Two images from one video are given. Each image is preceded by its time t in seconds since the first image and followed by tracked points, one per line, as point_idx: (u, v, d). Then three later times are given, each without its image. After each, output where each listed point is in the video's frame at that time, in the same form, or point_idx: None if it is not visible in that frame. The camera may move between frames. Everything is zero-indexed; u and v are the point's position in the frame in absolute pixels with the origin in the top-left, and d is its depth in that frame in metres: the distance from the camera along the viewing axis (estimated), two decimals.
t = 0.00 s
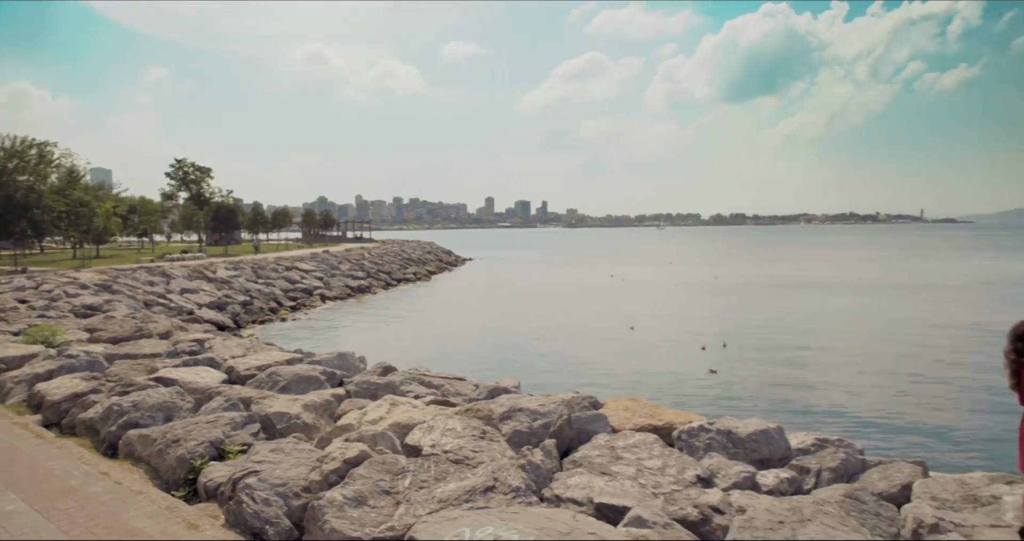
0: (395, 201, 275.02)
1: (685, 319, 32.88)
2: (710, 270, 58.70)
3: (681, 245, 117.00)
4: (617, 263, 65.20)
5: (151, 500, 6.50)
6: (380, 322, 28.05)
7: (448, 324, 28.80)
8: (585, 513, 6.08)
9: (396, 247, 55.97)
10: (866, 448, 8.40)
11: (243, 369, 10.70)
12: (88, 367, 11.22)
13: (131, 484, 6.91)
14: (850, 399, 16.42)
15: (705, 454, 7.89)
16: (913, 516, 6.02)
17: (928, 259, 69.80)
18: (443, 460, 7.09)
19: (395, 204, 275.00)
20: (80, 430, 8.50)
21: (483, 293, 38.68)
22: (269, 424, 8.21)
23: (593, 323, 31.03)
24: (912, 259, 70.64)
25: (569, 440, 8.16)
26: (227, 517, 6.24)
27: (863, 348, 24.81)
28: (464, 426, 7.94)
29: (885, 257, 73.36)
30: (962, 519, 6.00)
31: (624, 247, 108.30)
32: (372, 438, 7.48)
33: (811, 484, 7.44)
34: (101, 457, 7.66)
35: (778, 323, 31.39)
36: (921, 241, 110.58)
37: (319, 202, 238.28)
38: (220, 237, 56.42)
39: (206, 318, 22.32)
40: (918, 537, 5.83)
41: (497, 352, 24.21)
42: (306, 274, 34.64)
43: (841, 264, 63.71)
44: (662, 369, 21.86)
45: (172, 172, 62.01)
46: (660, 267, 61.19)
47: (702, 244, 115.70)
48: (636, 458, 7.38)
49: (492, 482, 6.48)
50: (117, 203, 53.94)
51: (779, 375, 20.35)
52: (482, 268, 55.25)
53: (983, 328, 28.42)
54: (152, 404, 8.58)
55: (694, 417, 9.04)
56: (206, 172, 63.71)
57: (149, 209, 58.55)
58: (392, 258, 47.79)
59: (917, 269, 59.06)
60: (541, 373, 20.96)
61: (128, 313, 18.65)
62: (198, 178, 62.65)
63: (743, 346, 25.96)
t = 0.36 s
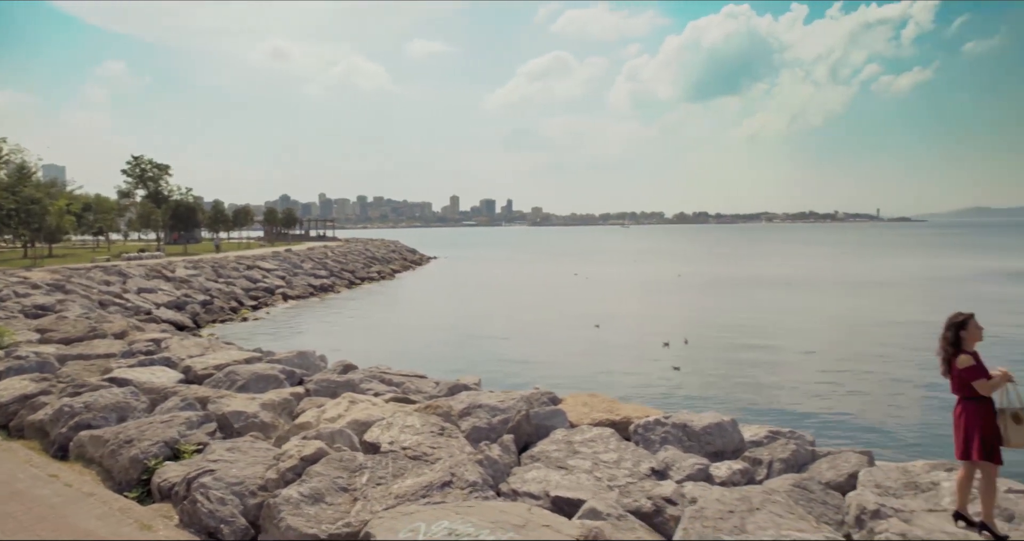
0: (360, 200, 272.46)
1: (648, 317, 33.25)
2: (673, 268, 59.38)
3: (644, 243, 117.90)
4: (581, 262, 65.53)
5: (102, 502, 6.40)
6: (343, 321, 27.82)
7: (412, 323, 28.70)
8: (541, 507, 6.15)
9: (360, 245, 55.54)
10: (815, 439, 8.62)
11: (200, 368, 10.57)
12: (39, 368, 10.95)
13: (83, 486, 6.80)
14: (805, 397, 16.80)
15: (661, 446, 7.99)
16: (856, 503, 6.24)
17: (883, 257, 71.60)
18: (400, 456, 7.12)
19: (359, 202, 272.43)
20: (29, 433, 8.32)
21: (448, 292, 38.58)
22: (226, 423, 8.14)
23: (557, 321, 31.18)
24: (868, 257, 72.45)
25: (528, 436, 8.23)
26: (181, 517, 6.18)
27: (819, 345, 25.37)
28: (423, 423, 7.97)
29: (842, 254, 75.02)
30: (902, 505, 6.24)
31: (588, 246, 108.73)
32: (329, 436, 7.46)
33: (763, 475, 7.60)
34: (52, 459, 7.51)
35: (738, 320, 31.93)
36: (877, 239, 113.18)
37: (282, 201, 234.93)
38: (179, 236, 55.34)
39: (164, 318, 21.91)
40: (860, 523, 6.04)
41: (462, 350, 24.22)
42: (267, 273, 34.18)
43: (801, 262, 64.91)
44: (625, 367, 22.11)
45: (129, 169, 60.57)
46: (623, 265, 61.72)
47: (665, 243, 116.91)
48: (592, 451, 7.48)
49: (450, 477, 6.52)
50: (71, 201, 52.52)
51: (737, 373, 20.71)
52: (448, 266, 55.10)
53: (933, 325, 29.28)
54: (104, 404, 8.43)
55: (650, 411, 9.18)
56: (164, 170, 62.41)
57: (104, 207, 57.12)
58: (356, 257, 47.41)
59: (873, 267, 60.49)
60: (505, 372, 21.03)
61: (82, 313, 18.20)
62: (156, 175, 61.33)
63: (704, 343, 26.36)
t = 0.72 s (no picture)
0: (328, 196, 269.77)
1: (617, 313, 33.53)
2: (642, 263, 59.95)
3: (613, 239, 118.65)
4: (551, 258, 65.78)
5: (58, 501, 6.32)
6: (310, 318, 27.60)
7: (381, 320, 28.60)
8: (502, 498, 6.21)
9: (329, 241, 55.12)
10: (773, 429, 8.81)
11: (162, 366, 10.44)
12: None
13: (39, 485, 6.70)
14: (767, 394, 17.10)
15: (622, 439, 8.05)
16: (809, 490, 6.41)
17: (846, 253, 73.10)
18: (363, 451, 7.13)
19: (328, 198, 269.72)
20: None
21: (417, 288, 38.46)
22: (187, 420, 8.07)
23: (526, 317, 31.28)
24: (831, 252, 73.89)
25: (491, 430, 8.28)
26: (140, 515, 6.13)
27: (782, 341, 25.84)
28: (387, 417, 7.99)
29: (807, 250, 76.49)
30: (852, 492, 6.42)
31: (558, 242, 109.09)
32: (292, 431, 7.45)
33: (722, 465, 7.72)
34: (6, 459, 7.38)
35: (704, 316, 32.37)
36: (840, 235, 115.28)
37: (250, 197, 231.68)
38: (143, 232, 54.34)
39: (127, 316, 21.54)
40: (812, 510, 6.21)
41: (431, 347, 24.19)
42: (233, 269, 33.76)
43: (767, 257, 65.99)
44: (592, 363, 22.30)
45: (90, 163, 59.30)
46: (592, 261, 62.14)
47: (634, 239, 117.72)
48: (555, 444, 7.55)
49: (412, 471, 6.55)
50: (29, 197, 51.25)
51: (702, 369, 21.02)
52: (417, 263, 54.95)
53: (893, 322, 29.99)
54: (61, 403, 8.29)
55: (613, 404, 9.29)
56: (127, 165, 61.25)
57: (64, 202, 55.84)
58: (324, 254, 47.06)
59: (836, 263, 61.67)
60: (473, 368, 21.07)
61: (40, 310, 17.81)
62: (119, 171, 60.18)
63: (671, 339, 26.68)
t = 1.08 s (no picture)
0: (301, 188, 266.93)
1: (590, 305, 33.75)
2: (615, 255, 60.31)
3: (587, 232, 118.89)
4: (526, 250, 65.84)
5: (19, 496, 6.26)
6: (282, 310, 27.39)
7: (354, 313, 28.49)
8: (469, 486, 6.27)
9: (301, 234, 54.64)
10: (737, 417, 8.96)
11: (129, 359, 10.34)
12: None
13: None
14: (736, 385, 17.38)
15: (589, 427, 8.11)
16: (768, 475, 6.56)
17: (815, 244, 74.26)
18: (331, 441, 7.16)
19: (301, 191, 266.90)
20: None
21: (391, 281, 38.33)
22: (153, 413, 8.02)
23: (501, 309, 31.34)
24: (801, 244, 74.96)
25: (460, 419, 8.33)
26: (103, 507, 6.10)
27: (752, 332, 26.23)
28: (355, 408, 8.01)
29: (777, 241, 77.56)
30: (810, 475, 6.59)
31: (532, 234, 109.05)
32: (259, 422, 7.45)
33: (686, 452, 7.82)
34: None
35: (676, 307, 32.69)
36: (811, 228, 116.62)
37: (221, 189, 228.47)
38: (110, 225, 53.42)
39: (94, 310, 21.22)
40: (771, 493, 6.36)
41: (405, 340, 24.15)
42: (204, 262, 33.35)
43: (738, 249, 66.73)
44: (565, 355, 22.44)
45: (54, 154, 58.10)
46: (567, 253, 62.32)
47: (608, 232, 118.08)
48: (522, 432, 7.62)
49: (378, 461, 6.57)
50: None
51: (674, 361, 21.27)
52: (391, 255, 54.71)
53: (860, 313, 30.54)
54: (23, 397, 8.20)
55: (581, 393, 9.38)
56: (92, 156, 60.12)
57: (29, 194, 54.66)
58: (297, 246, 46.67)
59: (805, 254, 62.54)
60: (446, 361, 21.10)
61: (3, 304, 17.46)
62: (84, 162, 59.08)
63: (644, 330, 26.91)
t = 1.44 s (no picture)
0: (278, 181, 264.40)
1: (567, 298, 33.91)
2: (593, 248, 60.59)
3: (565, 224, 118.97)
4: (504, 243, 65.85)
5: None
6: (258, 305, 27.19)
7: (330, 306, 28.39)
8: (439, 475, 6.33)
9: (277, 228, 54.21)
10: (706, 406, 9.10)
11: (98, 353, 10.26)
12: None
13: None
14: (709, 377, 17.59)
15: (560, 417, 8.18)
16: (733, 461, 6.68)
17: (790, 237, 75.15)
18: (302, 433, 7.18)
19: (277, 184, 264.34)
20: None
21: (368, 274, 38.19)
22: (123, 407, 7.98)
23: (478, 303, 31.37)
24: (776, 236, 75.80)
25: (431, 410, 8.38)
26: (69, 501, 6.07)
27: (727, 324, 26.54)
28: (326, 400, 8.03)
29: (752, 234, 78.41)
30: (774, 461, 6.72)
31: (511, 227, 108.88)
32: (230, 415, 7.44)
33: (655, 440, 7.91)
34: None
35: (652, 300, 32.96)
36: (786, 220, 117.79)
37: (196, 182, 225.64)
38: (80, 219, 52.56)
39: (64, 305, 20.93)
40: (735, 480, 6.49)
41: (382, 334, 24.09)
42: (177, 256, 32.99)
43: (715, 242, 67.30)
44: (542, 348, 22.57)
45: (22, 147, 57.00)
46: (544, 246, 62.44)
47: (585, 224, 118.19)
48: (493, 423, 7.68)
49: (349, 452, 6.61)
50: None
51: (649, 353, 21.46)
52: (368, 249, 54.48)
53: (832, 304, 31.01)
54: None
55: (553, 383, 9.47)
56: (62, 149, 59.19)
57: None
58: (273, 240, 46.30)
59: (781, 246, 63.23)
60: (423, 354, 21.12)
61: None
62: (53, 155, 58.06)
63: (620, 323, 27.09)
